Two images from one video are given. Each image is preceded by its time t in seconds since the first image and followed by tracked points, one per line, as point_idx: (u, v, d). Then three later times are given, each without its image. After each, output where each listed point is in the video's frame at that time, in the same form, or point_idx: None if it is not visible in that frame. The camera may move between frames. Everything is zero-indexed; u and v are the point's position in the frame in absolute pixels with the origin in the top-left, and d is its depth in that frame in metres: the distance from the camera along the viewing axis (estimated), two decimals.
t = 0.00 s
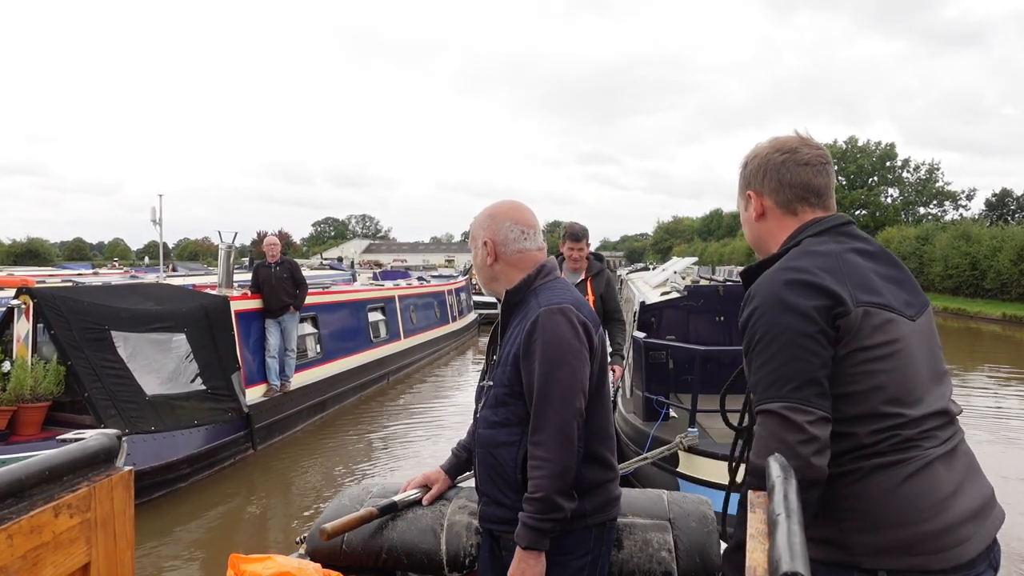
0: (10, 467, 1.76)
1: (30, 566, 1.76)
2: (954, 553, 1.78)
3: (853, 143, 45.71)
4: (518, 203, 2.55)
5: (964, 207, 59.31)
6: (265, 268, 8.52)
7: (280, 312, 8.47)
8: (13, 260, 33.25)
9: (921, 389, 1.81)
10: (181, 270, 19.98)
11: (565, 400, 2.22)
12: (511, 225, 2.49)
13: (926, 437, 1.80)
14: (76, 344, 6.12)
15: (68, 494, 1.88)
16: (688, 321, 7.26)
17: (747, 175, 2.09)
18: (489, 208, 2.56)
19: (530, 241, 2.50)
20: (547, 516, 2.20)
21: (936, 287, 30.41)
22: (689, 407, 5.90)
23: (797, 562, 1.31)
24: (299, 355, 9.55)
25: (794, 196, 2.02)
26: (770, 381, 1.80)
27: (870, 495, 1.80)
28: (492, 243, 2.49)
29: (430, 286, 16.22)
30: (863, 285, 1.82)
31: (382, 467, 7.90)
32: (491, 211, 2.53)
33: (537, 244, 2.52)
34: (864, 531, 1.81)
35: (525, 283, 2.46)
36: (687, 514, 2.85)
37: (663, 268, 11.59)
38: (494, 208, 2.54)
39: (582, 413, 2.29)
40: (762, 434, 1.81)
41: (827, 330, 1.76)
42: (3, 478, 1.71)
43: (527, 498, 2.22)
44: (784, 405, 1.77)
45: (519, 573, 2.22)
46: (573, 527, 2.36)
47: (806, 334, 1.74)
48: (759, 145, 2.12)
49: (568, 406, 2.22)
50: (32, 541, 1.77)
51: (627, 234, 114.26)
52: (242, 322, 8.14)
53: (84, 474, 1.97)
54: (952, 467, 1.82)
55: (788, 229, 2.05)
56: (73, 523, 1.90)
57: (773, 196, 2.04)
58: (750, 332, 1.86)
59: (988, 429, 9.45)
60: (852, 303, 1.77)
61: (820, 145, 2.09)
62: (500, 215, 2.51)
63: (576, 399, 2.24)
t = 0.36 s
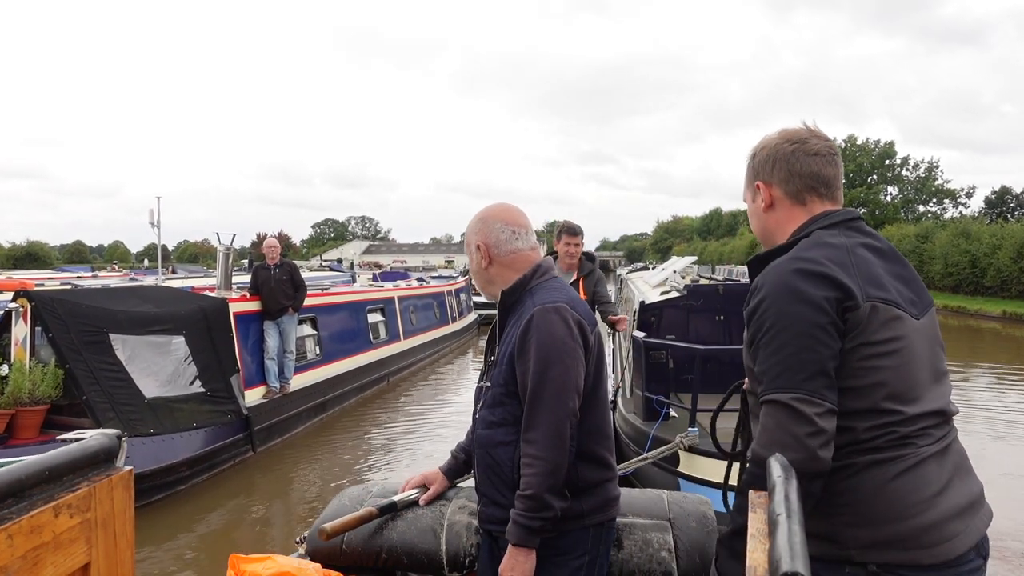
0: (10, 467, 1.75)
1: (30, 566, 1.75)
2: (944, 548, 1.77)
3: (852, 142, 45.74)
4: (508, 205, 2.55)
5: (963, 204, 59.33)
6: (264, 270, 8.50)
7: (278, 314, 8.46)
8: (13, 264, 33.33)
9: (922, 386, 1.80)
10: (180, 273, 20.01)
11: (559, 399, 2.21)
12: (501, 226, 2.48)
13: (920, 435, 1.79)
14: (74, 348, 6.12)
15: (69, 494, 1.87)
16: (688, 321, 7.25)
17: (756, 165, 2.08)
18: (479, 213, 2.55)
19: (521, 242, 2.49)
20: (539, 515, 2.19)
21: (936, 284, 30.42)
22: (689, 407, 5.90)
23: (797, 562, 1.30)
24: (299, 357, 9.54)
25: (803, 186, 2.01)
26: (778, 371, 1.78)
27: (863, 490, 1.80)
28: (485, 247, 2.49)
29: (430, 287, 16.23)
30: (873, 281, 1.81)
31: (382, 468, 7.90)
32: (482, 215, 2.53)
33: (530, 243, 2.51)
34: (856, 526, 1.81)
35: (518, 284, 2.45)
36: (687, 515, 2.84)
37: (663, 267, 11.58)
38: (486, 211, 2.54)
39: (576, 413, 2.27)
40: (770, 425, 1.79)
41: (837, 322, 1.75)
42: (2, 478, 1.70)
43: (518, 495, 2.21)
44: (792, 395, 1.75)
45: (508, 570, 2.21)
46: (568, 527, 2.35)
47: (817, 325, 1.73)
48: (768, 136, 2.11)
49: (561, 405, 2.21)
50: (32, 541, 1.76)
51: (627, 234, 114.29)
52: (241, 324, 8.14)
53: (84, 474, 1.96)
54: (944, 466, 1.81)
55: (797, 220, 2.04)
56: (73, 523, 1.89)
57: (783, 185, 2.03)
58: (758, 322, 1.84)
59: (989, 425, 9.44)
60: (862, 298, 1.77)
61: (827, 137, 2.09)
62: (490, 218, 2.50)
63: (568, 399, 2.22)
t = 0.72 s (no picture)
0: (10, 467, 1.74)
1: (31, 566, 1.74)
2: (933, 545, 1.75)
3: (851, 140, 45.75)
4: (509, 206, 2.54)
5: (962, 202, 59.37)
6: (263, 272, 8.49)
7: (277, 316, 8.45)
8: (13, 267, 33.35)
9: (905, 383, 1.80)
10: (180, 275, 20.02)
11: (564, 399, 2.20)
12: (500, 227, 2.47)
13: (905, 431, 1.78)
14: (72, 351, 6.09)
15: (69, 494, 1.86)
16: (688, 320, 7.25)
17: (751, 172, 2.08)
18: (479, 214, 2.54)
19: (521, 241, 2.48)
20: (546, 516, 2.18)
21: (936, 282, 30.41)
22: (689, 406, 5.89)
23: (798, 562, 1.29)
24: (298, 358, 9.53)
25: (794, 194, 2.00)
26: (760, 363, 1.78)
27: (850, 487, 1.79)
28: (485, 248, 2.47)
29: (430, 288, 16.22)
30: (853, 279, 1.81)
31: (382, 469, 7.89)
32: (481, 217, 2.52)
33: (530, 243, 2.50)
34: (844, 524, 1.80)
35: (522, 284, 2.44)
36: (686, 514, 2.83)
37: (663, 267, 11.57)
38: (487, 213, 2.53)
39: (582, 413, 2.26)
40: (754, 420, 1.79)
41: (815, 317, 1.75)
42: (3, 478, 1.69)
43: (524, 496, 2.20)
44: (773, 386, 1.74)
45: (515, 571, 2.20)
46: (571, 527, 2.34)
47: (797, 318, 1.73)
48: (765, 141, 2.09)
49: (567, 405, 2.20)
50: (33, 541, 1.75)
51: (626, 234, 114.31)
52: (239, 326, 8.13)
53: (85, 474, 1.95)
54: (932, 463, 1.79)
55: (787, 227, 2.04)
56: (74, 523, 1.88)
57: (775, 192, 2.02)
58: (740, 320, 1.85)
59: (989, 422, 9.44)
60: (838, 294, 1.77)
61: (825, 143, 2.06)
62: (490, 220, 2.49)
63: (574, 399, 2.22)
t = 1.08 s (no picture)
0: (9, 467, 1.74)
1: (31, 566, 1.74)
2: (925, 534, 1.74)
3: (850, 139, 45.78)
4: (511, 208, 2.54)
5: (961, 200, 59.41)
6: (261, 274, 8.48)
7: (275, 318, 8.43)
8: (12, 270, 33.36)
9: (889, 372, 1.81)
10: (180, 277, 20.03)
11: (579, 398, 2.21)
12: (505, 229, 2.47)
13: (891, 420, 1.78)
14: (70, 354, 6.10)
15: (69, 494, 1.86)
16: (688, 320, 7.24)
17: (741, 184, 2.09)
18: (482, 216, 2.54)
19: (526, 242, 2.48)
20: (563, 516, 2.19)
21: (936, 280, 30.42)
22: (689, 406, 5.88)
23: (797, 562, 1.29)
24: (297, 360, 9.53)
25: (779, 210, 2.01)
26: (751, 347, 1.79)
27: (842, 479, 1.79)
28: (491, 250, 2.47)
29: (429, 289, 16.22)
30: (832, 274, 1.85)
31: (382, 471, 7.89)
32: (485, 219, 2.51)
33: (535, 243, 2.50)
34: (837, 515, 1.81)
35: (531, 284, 2.44)
36: (686, 514, 2.82)
37: (662, 267, 11.58)
38: (489, 215, 2.53)
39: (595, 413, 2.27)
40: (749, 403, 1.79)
41: (798, 304, 1.79)
42: (3, 478, 1.69)
43: (540, 498, 2.20)
44: (766, 365, 1.76)
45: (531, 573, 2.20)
46: (579, 525, 2.34)
47: (781, 304, 1.77)
48: (756, 155, 2.09)
49: (580, 405, 2.21)
50: (33, 541, 1.75)
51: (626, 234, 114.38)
52: (237, 329, 8.12)
53: (85, 474, 1.95)
54: (922, 452, 1.79)
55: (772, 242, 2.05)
56: (74, 523, 1.88)
57: (761, 207, 2.04)
58: (728, 315, 1.88)
59: (990, 420, 9.44)
60: (818, 285, 1.81)
61: (815, 158, 2.04)
62: (495, 222, 2.48)
63: (586, 400, 2.22)
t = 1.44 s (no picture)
0: (10, 467, 1.73)
1: (31, 566, 1.73)
2: (921, 527, 1.73)
3: (849, 137, 45.77)
4: (513, 211, 2.54)
5: (961, 198, 59.42)
6: (260, 275, 8.46)
7: (275, 319, 8.42)
8: (12, 273, 33.36)
9: (883, 369, 1.81)
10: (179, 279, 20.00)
11: (588, 399, 2.20)
12: (508, 230, 2.46)
13: (886, 414, 1.78)
14: (68, 356, 6.08)
15: (70, 494, 1.85)
16: (688, 320, 7.23)
17: (745, 180, 2.08)
18: (484, 218, 2.54)
19: (528, 243, 2.48)
20: (574, 514, 2.18)
21: (936, 278, 30.43)
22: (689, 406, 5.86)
23: (798, 562, 1.29)
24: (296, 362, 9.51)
25: (783, 205, 2.00)
26: (757, 336, 1.77)
27: (839, 474, 1.78)
28: (494, 253, 2.46)
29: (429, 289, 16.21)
30: (835, 271, 1.85)
31: (382, 471, 7.88)
32: (486, 220, 2.51)
33: (537, 245, 2.50)
34: (831, 508, 1.80)
35: (535, 286, 2.43)
36: (687, 514, 2.81)
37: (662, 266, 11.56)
38: (490, 218, 2.52)
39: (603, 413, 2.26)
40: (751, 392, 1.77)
41: (803, 298, 1.78)
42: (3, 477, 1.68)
43: (549, 497, 2.19)
44: (773, 352, 1.73)
45: (540, 572, 2.18)
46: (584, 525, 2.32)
47: (787, 296, 1.76)
48: (760, 150, 2.08)
49: (590, 405, 2.20)
50: (33, 542, 1.74)
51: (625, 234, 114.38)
52: (236, 330, 8.11)
53: (86, 475, 1.94)
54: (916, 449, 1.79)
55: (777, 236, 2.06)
56: (75, 523, 1.87)
57: (765, 202, 2.03)
58: (732, 308, 1.86)
59: (991, 417, 9.43)
60: (824, 282, 1.80)
61: (820, 151, 2.03)
62: (496, 224, 2.48)
63: (592, 403, 2.20)
